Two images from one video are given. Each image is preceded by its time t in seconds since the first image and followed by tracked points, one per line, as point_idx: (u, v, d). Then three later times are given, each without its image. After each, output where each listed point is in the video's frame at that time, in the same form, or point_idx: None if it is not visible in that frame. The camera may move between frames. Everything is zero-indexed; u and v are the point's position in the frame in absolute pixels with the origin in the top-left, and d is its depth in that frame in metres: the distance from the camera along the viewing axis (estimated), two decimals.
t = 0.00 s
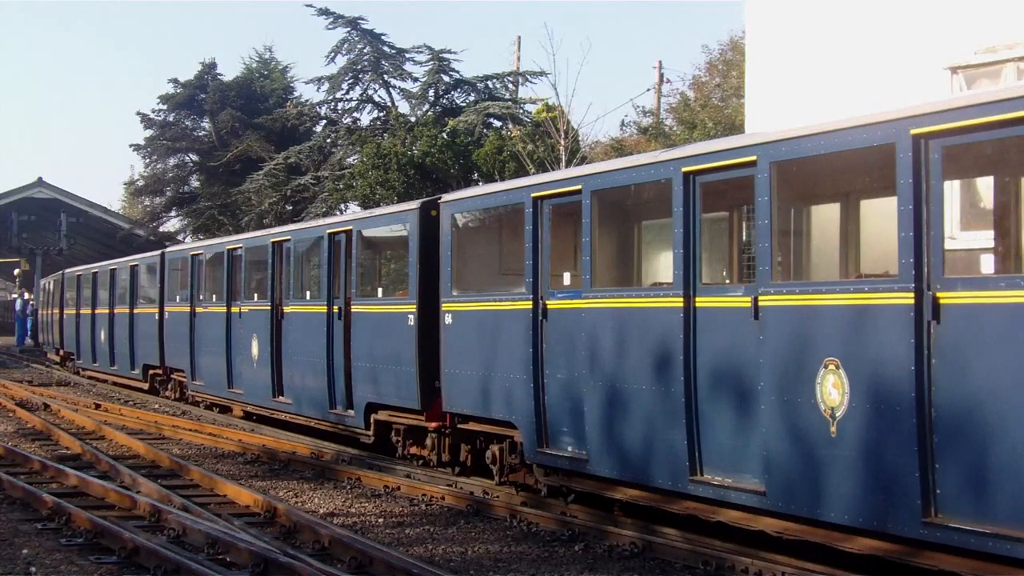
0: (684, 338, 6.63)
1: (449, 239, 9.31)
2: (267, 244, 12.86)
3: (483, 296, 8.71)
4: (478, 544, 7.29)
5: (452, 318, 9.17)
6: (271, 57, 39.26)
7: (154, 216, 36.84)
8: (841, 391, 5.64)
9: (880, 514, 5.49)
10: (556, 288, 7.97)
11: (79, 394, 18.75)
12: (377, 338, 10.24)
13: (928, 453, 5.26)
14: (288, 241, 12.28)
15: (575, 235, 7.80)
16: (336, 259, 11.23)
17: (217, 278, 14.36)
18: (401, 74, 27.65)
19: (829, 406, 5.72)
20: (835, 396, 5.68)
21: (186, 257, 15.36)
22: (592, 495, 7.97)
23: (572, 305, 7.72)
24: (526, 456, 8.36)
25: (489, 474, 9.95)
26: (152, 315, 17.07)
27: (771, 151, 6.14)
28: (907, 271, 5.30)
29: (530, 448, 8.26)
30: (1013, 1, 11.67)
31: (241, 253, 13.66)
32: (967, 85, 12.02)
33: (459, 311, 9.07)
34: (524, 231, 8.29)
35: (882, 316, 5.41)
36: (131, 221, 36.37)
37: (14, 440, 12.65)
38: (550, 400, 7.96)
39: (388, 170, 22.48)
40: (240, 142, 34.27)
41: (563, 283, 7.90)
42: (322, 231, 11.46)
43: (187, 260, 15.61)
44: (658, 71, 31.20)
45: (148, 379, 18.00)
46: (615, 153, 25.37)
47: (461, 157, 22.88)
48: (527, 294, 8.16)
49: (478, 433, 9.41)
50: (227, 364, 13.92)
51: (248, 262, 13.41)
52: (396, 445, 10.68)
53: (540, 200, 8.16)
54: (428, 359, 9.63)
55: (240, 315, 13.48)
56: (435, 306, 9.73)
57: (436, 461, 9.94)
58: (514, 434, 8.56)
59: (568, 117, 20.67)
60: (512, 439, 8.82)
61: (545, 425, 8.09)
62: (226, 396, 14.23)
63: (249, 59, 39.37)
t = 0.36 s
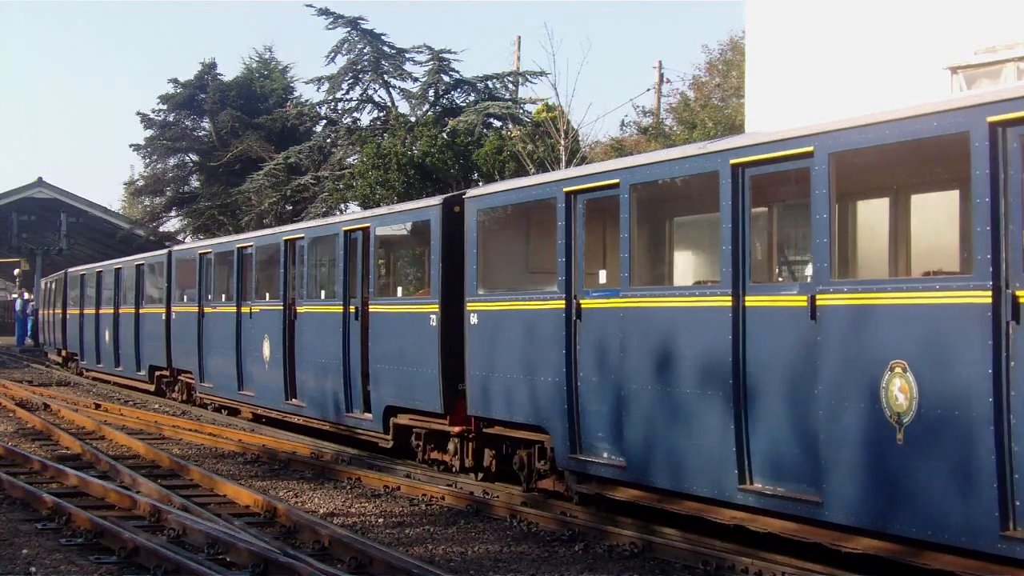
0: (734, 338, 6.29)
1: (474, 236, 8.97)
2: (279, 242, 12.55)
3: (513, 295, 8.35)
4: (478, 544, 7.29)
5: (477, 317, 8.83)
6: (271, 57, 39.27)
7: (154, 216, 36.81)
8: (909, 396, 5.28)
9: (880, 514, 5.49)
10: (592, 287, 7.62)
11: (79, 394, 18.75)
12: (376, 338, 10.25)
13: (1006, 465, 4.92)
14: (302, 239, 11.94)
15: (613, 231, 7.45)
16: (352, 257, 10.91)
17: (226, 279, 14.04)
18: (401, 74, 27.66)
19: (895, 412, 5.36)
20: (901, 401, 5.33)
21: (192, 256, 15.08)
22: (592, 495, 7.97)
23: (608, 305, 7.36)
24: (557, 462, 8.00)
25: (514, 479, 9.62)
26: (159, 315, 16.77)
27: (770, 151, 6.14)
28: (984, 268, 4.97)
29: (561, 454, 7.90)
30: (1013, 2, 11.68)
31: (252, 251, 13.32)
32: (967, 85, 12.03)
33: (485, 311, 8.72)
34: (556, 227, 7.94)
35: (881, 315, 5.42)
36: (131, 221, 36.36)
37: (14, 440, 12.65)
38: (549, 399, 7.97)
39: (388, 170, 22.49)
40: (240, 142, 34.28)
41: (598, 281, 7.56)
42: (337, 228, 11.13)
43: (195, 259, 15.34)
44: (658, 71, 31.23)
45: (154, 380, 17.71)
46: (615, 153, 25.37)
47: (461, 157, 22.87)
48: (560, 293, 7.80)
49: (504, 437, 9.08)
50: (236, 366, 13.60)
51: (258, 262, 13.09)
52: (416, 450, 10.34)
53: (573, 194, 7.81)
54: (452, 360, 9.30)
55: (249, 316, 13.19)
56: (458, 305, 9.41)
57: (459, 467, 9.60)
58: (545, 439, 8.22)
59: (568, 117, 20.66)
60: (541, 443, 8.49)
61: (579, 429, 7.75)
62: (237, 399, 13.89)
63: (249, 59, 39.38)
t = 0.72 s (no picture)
0: (790, 339, 5.95)
1: (501, 233, 8.64)
2: (292, 240, 12.27)
3: (545, 294, 8.02)
4: (478, 544, 7.29)
5: (506, 317, 8.49)
6: (271, 57, 39.27)
7: (154, 216, 36.79)
8: (987, 402, 4.93)
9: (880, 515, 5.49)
10: (630, 286, 7.27)
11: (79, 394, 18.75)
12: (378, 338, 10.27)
13: None
14: (316, 237, 11.63)
15: (655, 228, 7.12)
16: (370, 255, 10.60)
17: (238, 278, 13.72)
18: (401, 74, 27.65)
19: (971, 419, 5.01)
20: (978, 408, 4.98)
21: (201, 255, 14.82)
22: (592, 495, 7.97)
23: (650, 304, 7.00)
24: (591, 471, 7.62)
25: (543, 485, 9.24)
26: (165, 315, 16.53)
27: (770, 151, 6.14)
28: None
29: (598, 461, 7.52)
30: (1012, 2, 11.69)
31: (264, 250, 13.04)
32: (967, 85, 12.03)
33: (514, 311, 8.38)
34: (592, 222, 7.59)
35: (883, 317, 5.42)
36: (131, 221, 36.35)
37: (14, 440, 12.65)
38: (550, 400, 7.96)
39: (388, 170, 22.49)
40: (240, 142, 34.28)
41: (638, 280, 7.22)
42: (354, 225, 10.82)
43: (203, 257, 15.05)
44: (657, 72, 31.26)
45: (160, 382, 17.43)
46: (615, 153, 25.39)
47: (461, 157, 22.85)
48: (596, 292, 7.44)
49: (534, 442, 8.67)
50: (247, 367, 13.33)
51: (269, 261, 12.80)
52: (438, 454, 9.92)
53: (609, 188, 7.46)
54: (479, 361, 8.96)
55: (258, 317, 13.05)
56: (485, 305, 9.09)
57: (484, 473, 9.20)
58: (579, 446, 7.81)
59: (568, 117, 20.67)
60: (574, 448, 8.07)
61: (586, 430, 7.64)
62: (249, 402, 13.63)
63: (249, 59, 39.38)
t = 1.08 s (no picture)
0: (848, 341, 5.60)
1: (529, 228, 8.24)
2: (305, 239, 11.99)
3: (578, 294, 7.66)
4: (478, 544, 7.29)
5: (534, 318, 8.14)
6: (271, 57, 39.26)
7: (154, 216, 36.78)
8: None
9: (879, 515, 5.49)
10: (670, 284, 6.94)
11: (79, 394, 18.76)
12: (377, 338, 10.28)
13: None
14: (332, 235, 11.32)
15: (699, 223, 6.77)
16: (388, 253, 10.29)
17: (249, 277, 13.44)
18: (401, 74, 27.64)
19: None
20: None
21: (210, 254, 14.59)
22: (592, 496, 7.97)
23: (692, 304, 6.65)
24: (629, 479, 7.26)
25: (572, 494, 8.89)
26: (171, 315, 16.38)
27: (771, 151, 6.14)
28: None
29: (635, 469, 7.15)
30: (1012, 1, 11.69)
31: (276, 248, 12.75)
32: (967, 85, 12.03)
33: (544, 312, 8.01)
34: (628, 218, 7.22)
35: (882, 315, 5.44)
36: (131, 221, 36.32)
37: (14, 440, 12.65)
38: (550, 400, 7.96)
39: (388, 170, 22.50)
40: (240, 142, 34.29)
41: (678, 279, 6.88)
42: (371, 222, 10.51)
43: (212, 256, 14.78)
44: (657, 72, 31.25)
45: (167, 384, 17.24)
46: (615, 153, 25.39)
47: (461, 157, 22.85)
48: (633, 291, 7.09)
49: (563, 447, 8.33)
50: (259, 368, 13.09)
51: (282, 260, 12.52)
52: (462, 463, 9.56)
53: (647, 181, 7.09)
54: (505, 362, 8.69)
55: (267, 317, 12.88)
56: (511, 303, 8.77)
57: (508, 479, 8.85)
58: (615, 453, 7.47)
59: (568, 117, 20.67)
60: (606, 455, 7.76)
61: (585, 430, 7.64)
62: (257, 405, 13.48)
63: (249, 59, 39.38)
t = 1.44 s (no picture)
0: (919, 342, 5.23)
1: (563, 225, 7.87)
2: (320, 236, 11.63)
3: (617, 293, 7.26)
4: (478, 544, 7.29)
5: (569, 318, 7.75)
6: (271, 57, 39.25)
7: (154, 216, 36.77)
8: None
9: (879, 515, 5.50)
10: (717, 283, 6.53)
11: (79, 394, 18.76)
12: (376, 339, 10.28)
13: None
14: (349, 232, 10.95)
15: (749, 218, 6.37)
16: (410, 250, 9.93)
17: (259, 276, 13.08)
18: (401, 74, 27.64)
19: None
20: None
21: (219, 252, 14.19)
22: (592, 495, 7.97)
23: (745, 303, 6.24)
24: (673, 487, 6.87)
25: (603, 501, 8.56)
26: (177, 316, 16.05)
27: (770, 151, 6.13)
28: None
29: (679, 477, 6.76)
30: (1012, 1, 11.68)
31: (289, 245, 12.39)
32: (967, 85, 12.03)
33: (580, 312, 7.61)
34: (674, 213, 6.82)
35: (881, 316, 5.43)
36: (131, 221, 36.29)
37: (14, 440, 12.65)
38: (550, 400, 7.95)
39: (388, 170, 22.50)
40: (240, 142, 34.29)
41: (727, 277, 6.46)
42: (391, 219, 10.16)
43: (222, 255, 14.40)
44: (658, 72, 31.26)
45: (173, 385, 16.94)
46: (615, 153, 25.39)
47: (461, 157, 22.85)
48: (678, 290, 6.71)
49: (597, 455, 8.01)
50: (271, 371, 12.74)
51: (296, 258, 12.14)
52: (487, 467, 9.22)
53: (693, 175, 6.71)
54: (536, 364, 8.30)
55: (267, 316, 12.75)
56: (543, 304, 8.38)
57: (539, 486, 8.53)
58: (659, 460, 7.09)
59: (568, 117, 20.67)
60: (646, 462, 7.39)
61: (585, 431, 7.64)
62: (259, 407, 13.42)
63: (249, 59, 39.37)
